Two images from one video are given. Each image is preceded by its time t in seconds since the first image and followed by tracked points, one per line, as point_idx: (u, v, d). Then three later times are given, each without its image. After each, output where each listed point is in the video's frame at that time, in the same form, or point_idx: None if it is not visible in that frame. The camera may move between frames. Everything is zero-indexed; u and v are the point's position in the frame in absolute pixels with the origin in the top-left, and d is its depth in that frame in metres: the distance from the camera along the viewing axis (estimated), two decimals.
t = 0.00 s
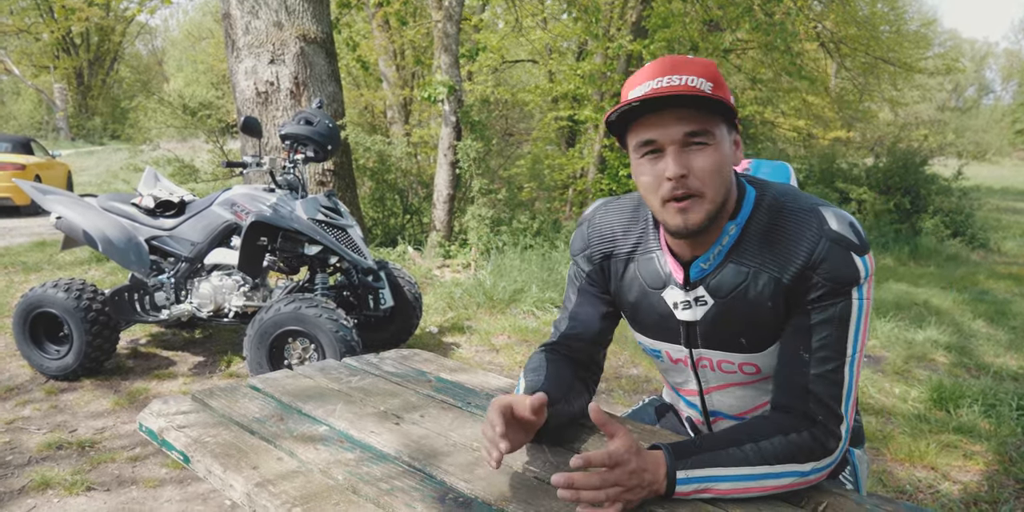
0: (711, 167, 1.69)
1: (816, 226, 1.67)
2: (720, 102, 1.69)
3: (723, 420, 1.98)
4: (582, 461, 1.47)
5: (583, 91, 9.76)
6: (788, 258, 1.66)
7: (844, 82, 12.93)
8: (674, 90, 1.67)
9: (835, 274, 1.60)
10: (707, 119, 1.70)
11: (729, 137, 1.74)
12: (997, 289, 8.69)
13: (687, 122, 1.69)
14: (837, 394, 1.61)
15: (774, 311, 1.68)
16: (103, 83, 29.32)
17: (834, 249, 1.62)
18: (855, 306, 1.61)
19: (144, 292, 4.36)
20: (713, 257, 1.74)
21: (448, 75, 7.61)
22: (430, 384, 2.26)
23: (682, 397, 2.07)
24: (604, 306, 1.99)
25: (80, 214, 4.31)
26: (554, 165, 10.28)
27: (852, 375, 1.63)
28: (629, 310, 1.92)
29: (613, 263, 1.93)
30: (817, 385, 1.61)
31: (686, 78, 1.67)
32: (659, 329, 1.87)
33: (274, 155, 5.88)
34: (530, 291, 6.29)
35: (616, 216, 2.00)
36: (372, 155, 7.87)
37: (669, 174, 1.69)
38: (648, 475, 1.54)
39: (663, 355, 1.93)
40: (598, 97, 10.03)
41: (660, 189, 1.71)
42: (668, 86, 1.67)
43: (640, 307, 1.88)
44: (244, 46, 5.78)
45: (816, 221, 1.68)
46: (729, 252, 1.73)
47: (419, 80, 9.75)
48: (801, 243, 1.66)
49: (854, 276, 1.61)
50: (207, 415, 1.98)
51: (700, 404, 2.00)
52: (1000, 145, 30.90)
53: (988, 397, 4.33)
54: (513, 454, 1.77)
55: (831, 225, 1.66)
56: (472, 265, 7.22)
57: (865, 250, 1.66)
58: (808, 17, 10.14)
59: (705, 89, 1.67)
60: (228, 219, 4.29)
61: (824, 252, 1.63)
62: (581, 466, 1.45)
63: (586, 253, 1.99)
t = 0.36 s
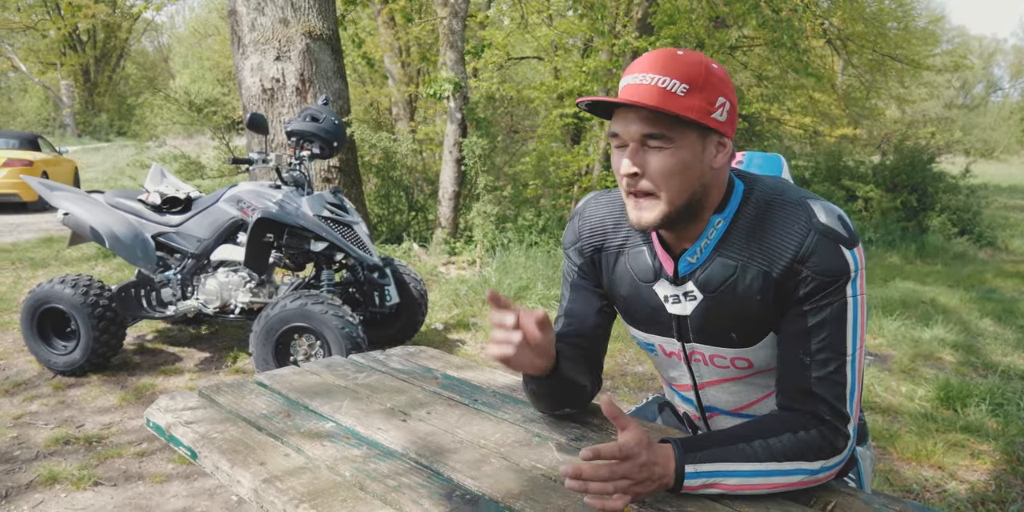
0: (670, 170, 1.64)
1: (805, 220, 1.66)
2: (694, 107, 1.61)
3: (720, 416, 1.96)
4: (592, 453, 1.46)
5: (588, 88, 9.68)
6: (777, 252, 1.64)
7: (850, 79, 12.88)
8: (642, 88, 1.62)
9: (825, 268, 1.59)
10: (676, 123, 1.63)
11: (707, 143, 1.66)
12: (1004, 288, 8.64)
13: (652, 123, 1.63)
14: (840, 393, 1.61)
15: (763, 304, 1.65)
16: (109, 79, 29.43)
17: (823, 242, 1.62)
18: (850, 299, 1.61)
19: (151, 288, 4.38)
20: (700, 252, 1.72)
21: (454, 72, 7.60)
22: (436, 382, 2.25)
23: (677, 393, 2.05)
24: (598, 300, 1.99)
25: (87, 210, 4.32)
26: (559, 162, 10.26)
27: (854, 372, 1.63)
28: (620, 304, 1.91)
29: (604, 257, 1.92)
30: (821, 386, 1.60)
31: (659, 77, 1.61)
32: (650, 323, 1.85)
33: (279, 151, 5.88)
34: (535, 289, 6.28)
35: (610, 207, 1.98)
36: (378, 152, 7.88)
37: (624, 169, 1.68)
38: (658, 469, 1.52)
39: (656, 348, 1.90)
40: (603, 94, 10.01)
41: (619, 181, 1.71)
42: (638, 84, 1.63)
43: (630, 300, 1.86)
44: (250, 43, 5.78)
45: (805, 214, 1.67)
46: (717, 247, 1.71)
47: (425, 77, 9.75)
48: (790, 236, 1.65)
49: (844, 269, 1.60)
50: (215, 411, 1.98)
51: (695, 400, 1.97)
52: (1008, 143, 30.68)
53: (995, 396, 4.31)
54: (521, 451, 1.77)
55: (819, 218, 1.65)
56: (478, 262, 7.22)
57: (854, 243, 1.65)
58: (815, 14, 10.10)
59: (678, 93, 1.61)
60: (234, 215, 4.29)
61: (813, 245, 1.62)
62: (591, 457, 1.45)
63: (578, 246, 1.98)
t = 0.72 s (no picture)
0: (645, 172, 1.67)
1: (818, 216, 1.64)
2: (670, 114, 1.63)
3: (724, 414, 1.95)
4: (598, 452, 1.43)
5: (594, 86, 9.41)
6: (788, 249, 1.63)
7: (857, 77, 12.82)
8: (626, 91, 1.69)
9: (837, 266, 1.58)
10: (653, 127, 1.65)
11: (688, 148, 1.67)
12: (1010, 287, 8.60)
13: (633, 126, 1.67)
14: (850, 394, 1.60)
15: (773, 302, 1.65)
16: (116, 77, 29.56)
17: (835, 240, 1.61)
18: (863, 298, 1.59)
19: (156, 285, 4.38)
20: (708, 248, 1.71)
21: (460, 70, 7.60)
22: (441, 379, 2.25)
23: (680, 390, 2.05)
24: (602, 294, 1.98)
25: (93, 207, 4.33)
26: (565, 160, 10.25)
27: (864, 373, 1.62)
28: (625, 300, 1.90)
29: (608, 252, 1.92)
30: (831, 388, 1.60)
31: (641, 81, 1.66)
32: (657, 319, 1.84)
33: (285, 149, 5.89)
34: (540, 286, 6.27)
35: (613, 201, 1.97)
36: (383, 150, 7.89)
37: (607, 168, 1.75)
38: (664, 466, 1.52)
39: (661, 344, 1.90)
40: (609, 91, 9.98)
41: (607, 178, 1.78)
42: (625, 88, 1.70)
43: (634, 295, 1.86)
44: (256, 40, 5.79)
45: (818, 210, 1.66)
46: (725, 243, 1.71)
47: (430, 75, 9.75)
48: (800, 233, 1.63)
49: (857, 268, 1.59)
50: (220, 408, 1.98)
51: (699, 397, 1.97)
52: (1015, 142, 30.48)
53: (1002, 395, 4.29)
54: (526, 448, 1.77)
55: (833, 214, 1.64)
56: (483, 260, 7.23)
57: (867, 242, 1.64)
58: (822, 12, 10.07)
59: (656, 98, 1.64)
60: (240, 212, 4.31)
61: (825, 242, 1.61)
62: (596, 456, 1.41)
63: (582, 241, 1.98)
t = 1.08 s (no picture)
0: (653, 170, 1.69)
1: (825, 217, 1.64)
2: (678, 113, 1.64)
3: (727, 413, 1.97)
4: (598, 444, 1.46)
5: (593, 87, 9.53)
6: (796, 249, 1.63)
7: (855, 77, 12.84)
8: (634, 89, 1.69)
9: (844, 266, 1.58)
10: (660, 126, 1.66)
11: (695, 148, 1.68)
12: (1008, 286, 8.60)
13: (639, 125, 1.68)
14: (852, 392, 1.60)
15: (779, 301, 1.65)
16: (115, 78, 29.57)
17: (842, 241, 1.61)
18: (869, 299, 1.59)
19: (156, 285, 4.43)
20: (714, 247, 1.72)
21: (459, 70, 7.61)
22: (441, 378, 2.25)
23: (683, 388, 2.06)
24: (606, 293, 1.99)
25: (92, 208, 4.32)
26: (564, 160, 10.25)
27: (868, 373, 1.62)
28: (630, 300, 1.90)
29: (613, 251, 1.92)
30: (834, 387, 1.60)
31: (650, 80, 1.66)
32: (662, 319, 1.85)
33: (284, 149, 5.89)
34: (539, 286, 6.27)
35: (619, 201, 1.97)
36: (382, 150, 7.89)
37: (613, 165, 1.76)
38: (664, 460, 1.52)
39: (666, 343, 1.90)
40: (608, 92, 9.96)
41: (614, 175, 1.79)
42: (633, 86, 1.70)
43: (640, 295, 1.86)
44: (255, 40, 5.79)
45: (825, 211, 1.66)
46: (731, 243, 1.71)
47: (430, 75, 9.75)
48: (807, 232, 1.64)
49: (864, 268, 1.59)
50: (219, 407, 1.98)
51: (703, 396, 1.98)
52: (1013, 142, 30.48)
53: (1000, 394, 4.30)
54: (526, 447, 1.77)
55: (840, 215, 1.64)
56: (482, 260, 7.23)
57: (874, 242, 1.64)
58: (820, 12, 10.09)
59: (665, 97, 1.65)
60: (240, 213, 4.30)
61: (832, 243, 1.61)
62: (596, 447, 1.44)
63: (587, 239, 1.99)
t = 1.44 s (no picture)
0: (656, 167, 1.68)
1: (826, 215, 1.65)
2: (682, 109, 1.64)
3: (727, 411, 1.97)
4: (600, 443, 1.45)
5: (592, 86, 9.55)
6: (796, 248, 1.63)
7: (853, 76, 12.85)
8: (637, 86, 1.69)
9: (845, 265, 1.58)
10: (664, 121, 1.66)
11: (699, 144, 1.68)
12: (1007, 285, 8.61)
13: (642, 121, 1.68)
14: (853, 391, 1.61)
15: (780, 300, 1.65)
16: (113, 79, 29.57)
17: (844, 239, 1.61)
18: (869, 297, 1.60)
19: (155, 286, 4.42)
20: (715, 246, 1.72)
21: (458, 70, 7.61)
22: (441, 378, 2.25)
23: (682, 387, 2.06)
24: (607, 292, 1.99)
25: (92, 208, 4.32)
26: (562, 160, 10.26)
27: (868, 370, 1.62)
28: (630, 299, 1.91)
29: (613, 251, 1.92)
30: (834, 385, 1.60)
31: (654, 77, 1.67)
32: (661, 319, 1.85)
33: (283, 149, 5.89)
34: (539, 286, 6.27)
35: (619, 200, 1.98)
36: (381, 150, 7.90)
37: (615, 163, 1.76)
38: (666, 457, 1.52)
39: (666, 343, 1.91)
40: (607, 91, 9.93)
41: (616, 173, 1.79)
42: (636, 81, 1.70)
43: (640, 294, 1.87)
44: (254, 41, 5.78)
45: (826, 209, 1.66)
46: (731, 242, 1.72)
47: (428, 75, 9.75)
48: (808, 231, 1.64)
49: (864, 267, 1.60)
50: (220, 407, 1.98)
51: (702, 395, 1.99)
52: (1010, 141, 30.48)
53: (999, 392, 4.31)
54: (527, 446, 1.77)
55: (841, 214, 1.64)
56: (481, 260, 7.24)
57: (875, 240, 1.64)
58: (818, 12, 10.10)
59: (669, 93, 1.65)
60: (239, 213, 4.31)
61: (833, 241, 1.61)
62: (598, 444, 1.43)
63: (586, 238, 1.99)
